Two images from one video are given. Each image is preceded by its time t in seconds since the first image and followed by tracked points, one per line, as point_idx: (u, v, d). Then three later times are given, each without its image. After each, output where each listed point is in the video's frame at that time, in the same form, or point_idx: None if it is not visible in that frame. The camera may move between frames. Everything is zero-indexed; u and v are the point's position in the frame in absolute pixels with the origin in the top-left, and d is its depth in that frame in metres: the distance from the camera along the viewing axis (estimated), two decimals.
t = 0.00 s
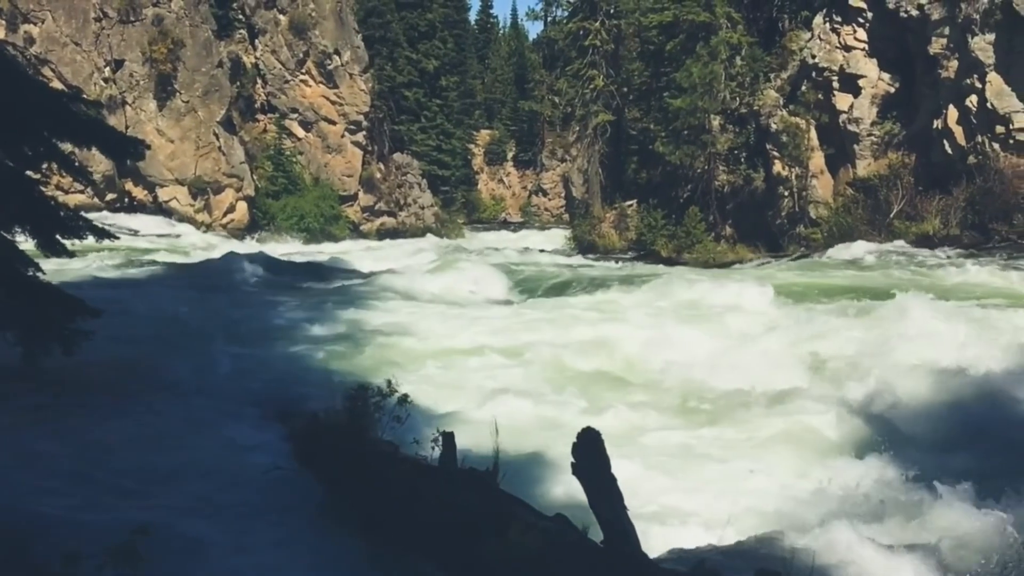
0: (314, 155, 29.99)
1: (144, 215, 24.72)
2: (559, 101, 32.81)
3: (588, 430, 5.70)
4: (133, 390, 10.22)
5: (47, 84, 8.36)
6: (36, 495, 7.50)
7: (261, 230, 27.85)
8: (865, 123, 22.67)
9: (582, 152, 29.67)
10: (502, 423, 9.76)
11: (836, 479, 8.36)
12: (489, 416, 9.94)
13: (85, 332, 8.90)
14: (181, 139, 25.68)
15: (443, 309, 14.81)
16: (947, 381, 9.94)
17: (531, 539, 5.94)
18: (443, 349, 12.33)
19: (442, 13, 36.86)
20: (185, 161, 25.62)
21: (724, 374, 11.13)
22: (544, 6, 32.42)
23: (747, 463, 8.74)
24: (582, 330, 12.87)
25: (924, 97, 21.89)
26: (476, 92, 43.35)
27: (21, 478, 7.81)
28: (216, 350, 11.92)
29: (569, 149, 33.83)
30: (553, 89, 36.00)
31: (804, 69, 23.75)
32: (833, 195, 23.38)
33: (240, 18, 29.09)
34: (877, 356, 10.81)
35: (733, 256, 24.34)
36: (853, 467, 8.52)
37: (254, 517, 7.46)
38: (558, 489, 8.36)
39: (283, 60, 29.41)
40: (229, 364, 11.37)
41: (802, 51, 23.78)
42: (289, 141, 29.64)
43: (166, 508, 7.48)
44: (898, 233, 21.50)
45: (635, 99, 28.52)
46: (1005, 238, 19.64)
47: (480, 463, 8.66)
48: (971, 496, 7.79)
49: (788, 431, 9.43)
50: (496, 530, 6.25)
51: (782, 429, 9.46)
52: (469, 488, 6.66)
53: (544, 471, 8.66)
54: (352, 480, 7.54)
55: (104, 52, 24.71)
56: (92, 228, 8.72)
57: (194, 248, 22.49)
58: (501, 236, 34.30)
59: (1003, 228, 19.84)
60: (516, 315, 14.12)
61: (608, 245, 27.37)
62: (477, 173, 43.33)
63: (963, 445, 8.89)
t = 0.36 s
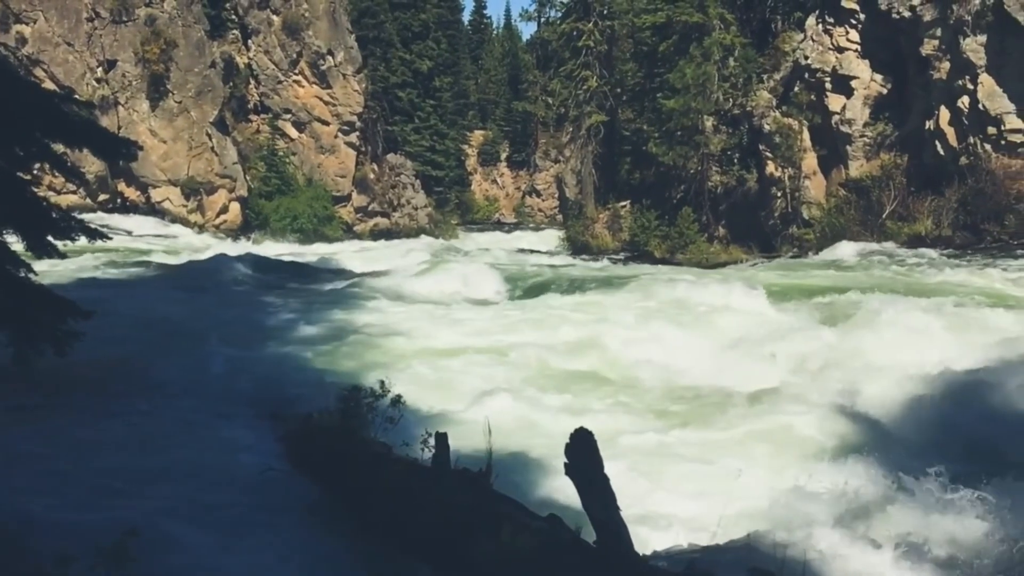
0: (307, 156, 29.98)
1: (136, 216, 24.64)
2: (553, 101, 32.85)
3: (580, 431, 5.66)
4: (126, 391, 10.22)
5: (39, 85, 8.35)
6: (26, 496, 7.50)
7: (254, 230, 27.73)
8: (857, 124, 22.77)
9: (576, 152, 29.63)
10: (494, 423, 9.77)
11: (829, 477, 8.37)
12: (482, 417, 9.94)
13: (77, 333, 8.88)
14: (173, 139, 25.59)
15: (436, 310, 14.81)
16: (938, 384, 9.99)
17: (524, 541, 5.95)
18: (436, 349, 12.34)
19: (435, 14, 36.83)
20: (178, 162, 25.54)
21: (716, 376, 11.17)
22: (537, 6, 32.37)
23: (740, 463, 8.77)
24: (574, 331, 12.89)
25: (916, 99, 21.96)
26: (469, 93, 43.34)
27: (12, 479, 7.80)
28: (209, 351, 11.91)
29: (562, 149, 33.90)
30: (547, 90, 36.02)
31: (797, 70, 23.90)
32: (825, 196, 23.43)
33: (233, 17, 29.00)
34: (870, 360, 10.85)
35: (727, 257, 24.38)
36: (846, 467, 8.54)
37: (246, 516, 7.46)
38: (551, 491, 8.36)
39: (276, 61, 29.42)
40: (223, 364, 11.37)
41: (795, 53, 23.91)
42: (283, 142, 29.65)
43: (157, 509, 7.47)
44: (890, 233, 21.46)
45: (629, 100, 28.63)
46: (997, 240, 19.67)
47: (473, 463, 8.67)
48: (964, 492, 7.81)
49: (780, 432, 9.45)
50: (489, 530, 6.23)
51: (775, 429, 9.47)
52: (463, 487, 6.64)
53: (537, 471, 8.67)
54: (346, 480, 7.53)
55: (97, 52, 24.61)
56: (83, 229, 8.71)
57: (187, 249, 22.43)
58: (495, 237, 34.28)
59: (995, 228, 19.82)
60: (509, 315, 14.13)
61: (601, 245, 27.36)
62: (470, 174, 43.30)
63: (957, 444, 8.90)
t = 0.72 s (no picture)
0: (299, 157, 29.93)
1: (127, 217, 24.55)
2: (546, 102, 32.83)
3: (571, 432, 5.70)
4: (118, 392, 10.20)
5: (29, 87, 8.31)
6: (19, 498, 7.49)
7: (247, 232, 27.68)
8: (849, 125, 22.79)
9: (568, 153, 29.62)
10: (487, 425, 9.76)
11: (821, 477, 8.38)
12: (475, 418, 9.93)
13: (68, 335, 8.85)
14: (165, 140, 25.51)
15: (428, 311, 14.80)
16: (932, 383, 10.00)
17: (517, 541, 5.96)
18: (429, 350, 12.34)
19: (428, 14, 36.79)
20: (170, 163, 25.46)
21: (708, 377, 11.15)
22: (530, 7, 32.31)
23: (731, 463, 8.79)
24: (568, 332, 12.92)
25: (907, 101, 22.01)
26: (462, 95, 43.31)
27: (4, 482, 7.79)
28: (202, 352, 11.89)
29: (555, 150, 33.89)
30: (540, 91, 36.01)
31: (789, 71, 23.92)
32: (817, 197, 23.48)
33: (225, 18, 28.93)
34: (861, 361, 10.93)
35: (719, 258, 24.37)
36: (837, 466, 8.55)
37: (239, 517, 7.47)
38: (544, 491, 8.35)
39: (268, 61, 29.30)
40: (215, 365, 11.35)
41: (788, 53, 23.96)
42: (275, 142, 29.57)
43: (150, 511, 7.44)
44: (882, 234, 21.48)
45: (622, 101, 28.75)
46: (989, 240, 19.84)
47: (465, 464, 8.67)
48: (955, 489, 7.84)
49: (772, 431, 9.47)
50: (482, 531, 6.24)
51: (765, 429, 9.49)
52: (456, 488, 6.64)
53: (528, 473, 8.66)
54: (338, 481, 7.52)
55: (88, 53, 24.56)
56: (75, 230, 8.69)
57: (179, 251, 22.34)
58: (488, 238, 34.26)
59: (986, 229, 19.96)
60: (502, 316, 14.13)
61: (594, 246, 27.39)
62: (463, 175, 43.27)
63: (949, 440, 8.93)
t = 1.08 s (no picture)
0: (291, 159, 29.89)
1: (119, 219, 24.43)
2: (537, 104, 32.83)
3: (562, 434, 5.72)
4: (108, 395, 10.17)
5: (18, 89, 8.31)
6: (8, 501, 7.46)
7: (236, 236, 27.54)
8: (839, 127, 22.87)
9: (560, 155, 29.69)
10: (478, 427, 9.76)
11: (812, 475, 8.43)
12: (466, 419, 9.93)
13: (57, 338, 8.81)
14: (156, 142, 25.42)
15: (420, 312, 14.80)
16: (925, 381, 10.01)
17: (509, 542, 5.97)
18: (421, 351, 12.36)
19: (419, 16, 36.81)
20: (160, 165, 25.38)
21: (700, 377, 11.14)
22: (521, 9, 32.33)
23: (721, 464, 8.81)
24: (560, 333, 12.94)
25: (897, 103, 22.14)
26: (453, 96, 43.33)
27: None
28: (191, 354, 11.87)
29: (545, 151, 33.94)
30: (531, 92, 36.04)
31: (780, 74, 24.05)
32: (808, 199, 23.57)
33: (215, 20, 28.53)
34: (851, 361, 10.97)
35: (710, 260, 24.37)
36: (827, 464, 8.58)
37: (230, 520, 7.44)
38: (535, 491, 8.36)
39: (259, 63, 29.26)
40: (205, 367, 11.32)
41: (778, 56, 24.13)
42: (266, 144, 29.48)
43: (140, 513, 7.43)
44: (872, 236, 21.58)
45: (613, 103, 28.82)
46: (977, 242, 19.89)
47: (458, 466, 8.69)
48: (948, 493, 7.88)
49: (763, 432, 9.48)
50: (475, 533, 6.24)
51: (756, 430, 9.51)
52: (448, 491, 6.64)
53: (519, 474, 8.68)
54: (330, 483, 7.50)
55: (78, 54, 24.35)
56: (66, 232, 8.67)
57: (170, 252, 22.27)
58: (480, 239, 34.27)
59: (975, 231, 20.03)
60: (493, 317, 14.13)
61: (586, 248, 27.40)
62: (455, 177, 43.24)
63: (940, 438, 8.95)
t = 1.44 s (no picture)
0: (281, 160, 29.84)
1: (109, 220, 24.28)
2: (528, 106, 32.80)
3: (555, 435, 5.69)
4: (96, 398, 10.08)
5: (7, 89, 8.26)
6: None
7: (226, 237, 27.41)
8: (830, 129, 22.92)
9: (550, 158, 29.71)
10: (469, 429, 9.72)
11: (803, 476, 8.47)
12: (457, 422, 9.90)
13: (45, 340, 8.75)
14: (146, 143, 25.33)
15: (410, 315, 14.76)
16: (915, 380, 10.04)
17: (497, 543, 5.96)
18: (412, 353, 12.34)
19: (410, 18, 36.77)
20: (151, 165, 25.28)
21: (689, 381, 11.12)
22: (513, 11, 32.33)
23: (711, 466, 8.82)
24: (550, 335, 12.89)
25: (886, 105, 22.25)
26: (444, 98, 43.31)
27: None
28: (181, 357, 11.81)
29: (537, 152, 33.94)
30: (523, 94, 36.04)
31: (770, 76, 24.11)
32: (798, 201, 23.58)
33: (206, 21, 28.55)
34: (842, 362, 10.96)
35: (701, 261, 24.39)
36: (817, 467, 8.60)
37: (220, 524, 7.39)
38: (527, 495, 8.33)
39: (250, 64, 29.18)
40: (194, 370, 11.26)
41: (768, 58, 24.19)
42: (256, 145, 29.44)
43: (129, 517, 7.38)
44: (862, 238, 21.64)
45: (604, 105, 28.90)
46: (966, 243, 20.06)
47: (448, 469, 8.67)
48: (937, 501, 7.88)
49: (753, 434, 9.46)
50: (467, 536, 6.21)
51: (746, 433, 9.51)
52: (441, 494, 6.62)
53: (511, 478, 8.64)
54: (322, 486, 7.46)
55: (67, 55, 24.18)
56: (55, 233, 8.59)
57: (159, 254, 22.15)
58: (471, 241, 34.28)
59: (965, 233, 20.21)
60: (484, 319, 14.10)
61: (577, 250, 27.41)
62: (446, 179, 43.23)
63: (933, 440, 8.93)
